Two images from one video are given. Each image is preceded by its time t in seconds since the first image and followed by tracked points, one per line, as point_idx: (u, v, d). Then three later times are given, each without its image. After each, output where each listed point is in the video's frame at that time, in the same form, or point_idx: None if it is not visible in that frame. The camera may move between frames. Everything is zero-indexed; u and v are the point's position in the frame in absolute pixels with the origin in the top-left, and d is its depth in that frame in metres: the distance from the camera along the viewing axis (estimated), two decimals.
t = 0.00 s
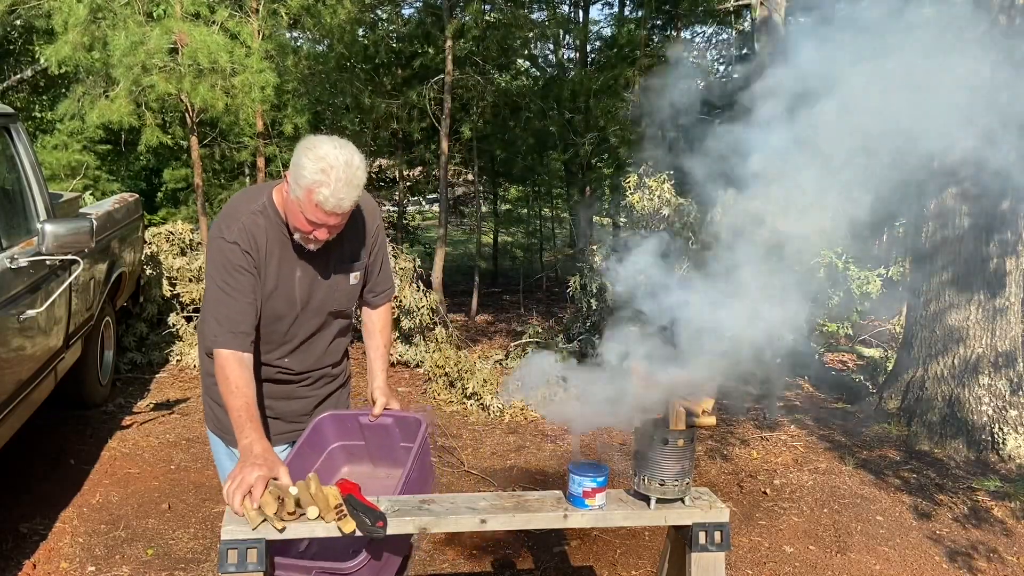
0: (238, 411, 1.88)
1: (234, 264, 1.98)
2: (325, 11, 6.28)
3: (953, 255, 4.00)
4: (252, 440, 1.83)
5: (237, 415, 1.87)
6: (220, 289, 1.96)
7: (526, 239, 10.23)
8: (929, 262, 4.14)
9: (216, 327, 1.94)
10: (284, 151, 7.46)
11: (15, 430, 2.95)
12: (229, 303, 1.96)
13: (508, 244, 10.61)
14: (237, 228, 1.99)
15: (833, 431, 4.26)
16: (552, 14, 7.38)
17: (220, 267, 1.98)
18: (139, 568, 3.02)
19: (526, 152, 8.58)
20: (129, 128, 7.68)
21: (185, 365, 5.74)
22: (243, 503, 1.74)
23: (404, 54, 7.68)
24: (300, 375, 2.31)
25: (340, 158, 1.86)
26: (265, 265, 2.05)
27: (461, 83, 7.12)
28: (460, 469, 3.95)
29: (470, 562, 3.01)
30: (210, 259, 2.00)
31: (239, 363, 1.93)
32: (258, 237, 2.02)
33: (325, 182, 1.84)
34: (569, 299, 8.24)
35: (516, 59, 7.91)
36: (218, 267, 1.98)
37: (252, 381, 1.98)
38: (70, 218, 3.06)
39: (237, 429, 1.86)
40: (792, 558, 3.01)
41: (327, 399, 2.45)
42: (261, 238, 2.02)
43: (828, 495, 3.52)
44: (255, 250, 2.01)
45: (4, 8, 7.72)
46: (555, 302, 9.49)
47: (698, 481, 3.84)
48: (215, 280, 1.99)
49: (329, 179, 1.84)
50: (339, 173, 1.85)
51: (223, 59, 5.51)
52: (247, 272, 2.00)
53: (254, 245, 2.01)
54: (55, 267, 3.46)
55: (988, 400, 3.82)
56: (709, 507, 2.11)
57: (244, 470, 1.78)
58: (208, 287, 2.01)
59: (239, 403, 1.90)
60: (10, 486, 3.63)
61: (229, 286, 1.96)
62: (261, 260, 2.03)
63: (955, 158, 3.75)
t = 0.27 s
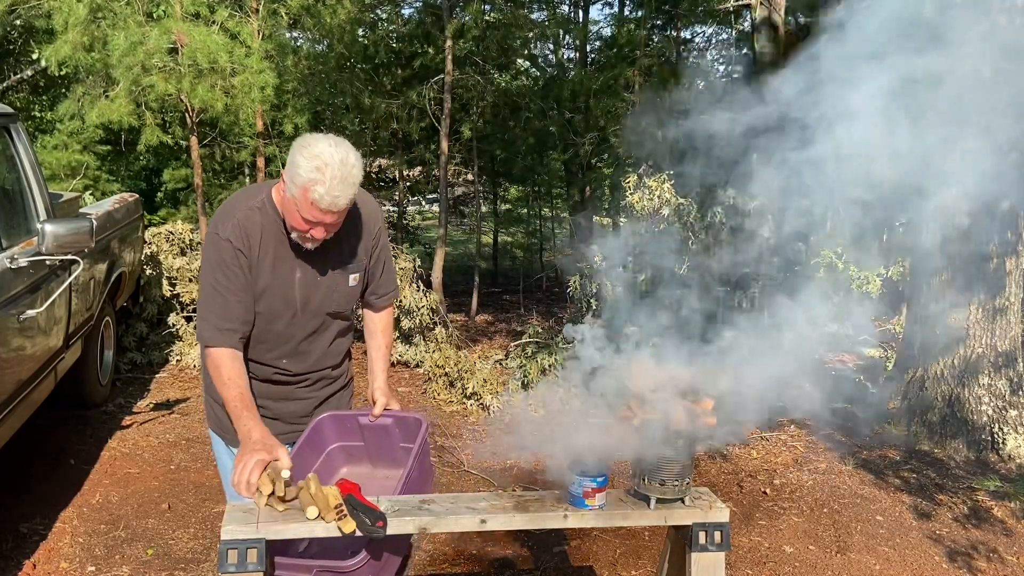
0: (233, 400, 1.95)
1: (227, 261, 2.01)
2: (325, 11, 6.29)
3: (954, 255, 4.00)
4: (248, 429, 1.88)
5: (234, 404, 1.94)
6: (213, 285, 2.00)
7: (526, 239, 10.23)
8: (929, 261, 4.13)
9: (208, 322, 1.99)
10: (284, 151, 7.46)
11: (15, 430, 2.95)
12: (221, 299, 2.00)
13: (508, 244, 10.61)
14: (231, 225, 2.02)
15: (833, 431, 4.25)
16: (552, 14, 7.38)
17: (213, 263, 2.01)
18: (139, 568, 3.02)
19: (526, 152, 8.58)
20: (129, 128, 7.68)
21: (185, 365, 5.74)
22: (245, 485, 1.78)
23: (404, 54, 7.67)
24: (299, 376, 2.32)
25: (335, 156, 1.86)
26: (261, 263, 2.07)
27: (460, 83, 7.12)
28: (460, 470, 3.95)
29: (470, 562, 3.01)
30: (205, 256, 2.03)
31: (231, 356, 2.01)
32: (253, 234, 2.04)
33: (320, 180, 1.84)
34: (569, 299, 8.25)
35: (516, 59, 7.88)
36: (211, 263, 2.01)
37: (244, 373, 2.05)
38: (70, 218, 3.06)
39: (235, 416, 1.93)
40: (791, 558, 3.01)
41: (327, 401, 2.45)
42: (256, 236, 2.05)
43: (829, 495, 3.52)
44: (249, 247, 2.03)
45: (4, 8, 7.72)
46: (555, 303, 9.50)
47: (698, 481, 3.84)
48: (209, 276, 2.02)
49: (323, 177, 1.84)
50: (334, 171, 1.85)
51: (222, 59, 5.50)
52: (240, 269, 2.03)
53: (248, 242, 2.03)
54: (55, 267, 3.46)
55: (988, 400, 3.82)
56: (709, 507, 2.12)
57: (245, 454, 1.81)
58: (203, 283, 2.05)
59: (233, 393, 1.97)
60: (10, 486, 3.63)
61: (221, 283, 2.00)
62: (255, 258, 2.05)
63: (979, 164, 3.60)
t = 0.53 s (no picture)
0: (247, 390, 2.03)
1: (226, 262, 2.04)
2: (325, 11, 6.30)
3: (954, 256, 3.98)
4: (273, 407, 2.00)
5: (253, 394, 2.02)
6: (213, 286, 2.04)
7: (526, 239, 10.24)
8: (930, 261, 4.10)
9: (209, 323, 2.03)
10: (284, 151, 7.46)
11: (15, 430, 2.95)
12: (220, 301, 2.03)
13: (508, 244, 10.61)
14: (230, 227, 2.04)
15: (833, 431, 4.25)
16: (552, 14, 7.37)
17: (213, 264, 2.04)
18: (139, 568, 3.02)
19: (526, 152, 8.58)
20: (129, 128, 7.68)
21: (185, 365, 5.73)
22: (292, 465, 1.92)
23: (404, 54, 7.67)
24: (299, 377, 2.32)
25: (334, 155, 1.87)
26: (260, 264, 2.09)
27: (461, 83, 7.11)
28: (459, 470, 3.95)
29: (469, 562, 3.02)
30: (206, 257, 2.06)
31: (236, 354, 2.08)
32: (253, 236, 2.06)
33: (319, 179, 1.85)
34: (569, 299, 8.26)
35: (516, 59, 7.75)
36: (211, 265, 2.04)
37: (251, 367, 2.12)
38: (70, 218, 3.06)
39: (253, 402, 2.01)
40: (791, 558, 3.01)
41: (329, 402, 2.44)
42: (255, 238, 2.06)
43: (828, 495, 3.52)
44: (249, 248, 2.06)
45: (5, 8, 7.72)
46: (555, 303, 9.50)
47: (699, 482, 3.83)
48: (210, 277, 2.05)
49: (322, 176, 1.85)
50: (334, 171, 1.85)
51: (222, 59, 5.50)
52: (239, 270, 2.05)
53: (247, 244, 2.05)
54: (55, 267, 3.46)
55: (987, 400, 3.83)
56: (709, 508, 2.10)
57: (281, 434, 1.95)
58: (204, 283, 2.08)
59: (246, 385, 2.05)
60: (10, 486, 3.63)
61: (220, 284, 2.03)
62: (255, 259, 2.07)
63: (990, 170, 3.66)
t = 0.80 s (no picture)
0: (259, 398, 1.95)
1: (234, 263, 2.02)
2: (325, 11, 6.26)
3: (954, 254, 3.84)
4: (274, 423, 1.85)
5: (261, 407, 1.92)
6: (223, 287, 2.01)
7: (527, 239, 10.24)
8: (928, 260, 3.94)
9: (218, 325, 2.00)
10: (284, 151, 7.46)
11: (15, 430, 2.95)
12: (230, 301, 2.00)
13: (508, 244, 10.62)
14: (238, 227, 2.03)
15: (833, 431, 4.25)
16: (552, 14, 7.37)
17: (222, 264, 2.02)
18: (139, 568, 3.02)
19: (526, 152, 8.57)
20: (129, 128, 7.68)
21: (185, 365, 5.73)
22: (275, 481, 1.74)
23: (404, 54, 7.66)
24: (299, 377, 2.32)
25: (340, 154, 1.87)
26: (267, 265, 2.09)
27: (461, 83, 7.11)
28: (460, 470, 3.95)
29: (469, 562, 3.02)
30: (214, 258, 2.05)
31: (248, 361, 2.00)
32: (260, 236, 2.05)
33: (325, 178, 1.85)
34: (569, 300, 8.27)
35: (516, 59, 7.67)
36: (220, 265, 2.02)
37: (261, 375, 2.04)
38: (70, 218, 3.06)
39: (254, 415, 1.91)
40: (791, 559, 3.00)
41: (329, 403, 2.44)
42: (262, 238, 2.05)
43: (828, 495, 3.52)
44: (256, 249, 2.04)
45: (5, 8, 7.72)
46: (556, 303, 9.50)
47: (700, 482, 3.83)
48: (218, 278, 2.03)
49: (328, 175, 1.85)
50: (339, 170, 1.85)
51: (222, 60, 5.50)
52: (248, 270, 2.03)
53: (255, 244, 2.04)
54: (55, 267, 3.46)
55: (988, 400, 3.72)
56: (709, 508, 2.10)
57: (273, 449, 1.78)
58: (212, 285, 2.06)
59: (255, 396, 1.96)
60: (10, 485, 3.63)
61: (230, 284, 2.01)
62: (262, 260, 2.06)
63: (995, 172, 3.67)
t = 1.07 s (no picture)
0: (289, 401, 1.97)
1: (250, 265, 1.99)
2: (325, 11, 6.29)
3: (953, 254, 3.85)
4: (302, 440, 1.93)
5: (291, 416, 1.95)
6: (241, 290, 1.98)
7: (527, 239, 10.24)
8: (929, 261, 3.96)
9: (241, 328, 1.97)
10: (284, 150, 7.46)
11: (15, 430, 2.95)
12: (250, 304, 1.98)
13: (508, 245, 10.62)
14: (249, 228, 2.01)
15: (833, 430, 4.25)
16: (552, 14, 7.38)
17: (236, 266, 2.00)
18: (139, 568, 3.02)
19: (526, 153, 8.57)
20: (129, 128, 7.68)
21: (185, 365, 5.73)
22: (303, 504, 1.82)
23: (404, 54, 7.66)
24: (300, 377, 2.32)
25: (348, 153, 1.87)
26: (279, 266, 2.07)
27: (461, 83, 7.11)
28: (459, 470, 3.95)
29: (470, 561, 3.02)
30: (225, 260, 2.02)
31: (277, 361, 1.99)
32: (272, 237, 2.03)
33: (335, 177, 1.85)
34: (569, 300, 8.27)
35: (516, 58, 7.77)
36: (234, 267, 2.00)
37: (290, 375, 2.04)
38: (70, 218, 3.06)
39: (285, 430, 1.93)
40: (790, 559, 3.00)
41: (330, 402, 2.45)
42: (275, 239, 2.03)
43: (827, 495, 3.52)
44: (271, 250, 2.02)
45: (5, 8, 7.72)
46: (555, 303, 9.51)
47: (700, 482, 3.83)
48: (232, 281, 2.01)
49: (338, 174, 1.85)
50: (348, 169, 1.86)
51: (223, 59, 5.50)
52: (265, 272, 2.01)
53: (269, 245, 2.02)
54: (55, 267, 3.46)
55: (987, 400, 3.72)
56: (709, 507, 2.09)
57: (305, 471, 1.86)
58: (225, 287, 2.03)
59: (282, 400, 1.97)
60: (10, 485, 3.63)
61: (249, 286, 1.98)
62: (276, 260, 2.04)
63: (995, 171, 3.67)
